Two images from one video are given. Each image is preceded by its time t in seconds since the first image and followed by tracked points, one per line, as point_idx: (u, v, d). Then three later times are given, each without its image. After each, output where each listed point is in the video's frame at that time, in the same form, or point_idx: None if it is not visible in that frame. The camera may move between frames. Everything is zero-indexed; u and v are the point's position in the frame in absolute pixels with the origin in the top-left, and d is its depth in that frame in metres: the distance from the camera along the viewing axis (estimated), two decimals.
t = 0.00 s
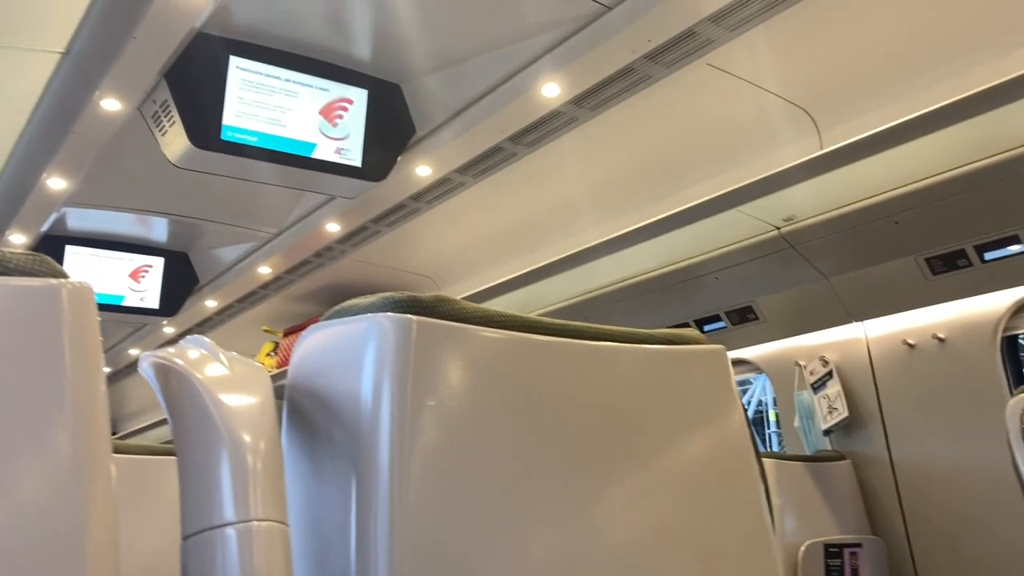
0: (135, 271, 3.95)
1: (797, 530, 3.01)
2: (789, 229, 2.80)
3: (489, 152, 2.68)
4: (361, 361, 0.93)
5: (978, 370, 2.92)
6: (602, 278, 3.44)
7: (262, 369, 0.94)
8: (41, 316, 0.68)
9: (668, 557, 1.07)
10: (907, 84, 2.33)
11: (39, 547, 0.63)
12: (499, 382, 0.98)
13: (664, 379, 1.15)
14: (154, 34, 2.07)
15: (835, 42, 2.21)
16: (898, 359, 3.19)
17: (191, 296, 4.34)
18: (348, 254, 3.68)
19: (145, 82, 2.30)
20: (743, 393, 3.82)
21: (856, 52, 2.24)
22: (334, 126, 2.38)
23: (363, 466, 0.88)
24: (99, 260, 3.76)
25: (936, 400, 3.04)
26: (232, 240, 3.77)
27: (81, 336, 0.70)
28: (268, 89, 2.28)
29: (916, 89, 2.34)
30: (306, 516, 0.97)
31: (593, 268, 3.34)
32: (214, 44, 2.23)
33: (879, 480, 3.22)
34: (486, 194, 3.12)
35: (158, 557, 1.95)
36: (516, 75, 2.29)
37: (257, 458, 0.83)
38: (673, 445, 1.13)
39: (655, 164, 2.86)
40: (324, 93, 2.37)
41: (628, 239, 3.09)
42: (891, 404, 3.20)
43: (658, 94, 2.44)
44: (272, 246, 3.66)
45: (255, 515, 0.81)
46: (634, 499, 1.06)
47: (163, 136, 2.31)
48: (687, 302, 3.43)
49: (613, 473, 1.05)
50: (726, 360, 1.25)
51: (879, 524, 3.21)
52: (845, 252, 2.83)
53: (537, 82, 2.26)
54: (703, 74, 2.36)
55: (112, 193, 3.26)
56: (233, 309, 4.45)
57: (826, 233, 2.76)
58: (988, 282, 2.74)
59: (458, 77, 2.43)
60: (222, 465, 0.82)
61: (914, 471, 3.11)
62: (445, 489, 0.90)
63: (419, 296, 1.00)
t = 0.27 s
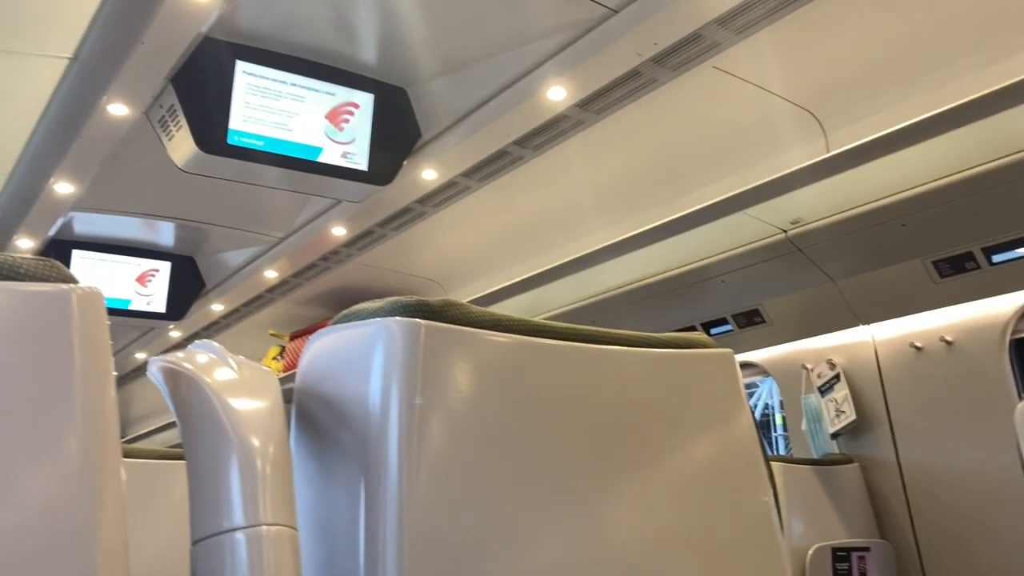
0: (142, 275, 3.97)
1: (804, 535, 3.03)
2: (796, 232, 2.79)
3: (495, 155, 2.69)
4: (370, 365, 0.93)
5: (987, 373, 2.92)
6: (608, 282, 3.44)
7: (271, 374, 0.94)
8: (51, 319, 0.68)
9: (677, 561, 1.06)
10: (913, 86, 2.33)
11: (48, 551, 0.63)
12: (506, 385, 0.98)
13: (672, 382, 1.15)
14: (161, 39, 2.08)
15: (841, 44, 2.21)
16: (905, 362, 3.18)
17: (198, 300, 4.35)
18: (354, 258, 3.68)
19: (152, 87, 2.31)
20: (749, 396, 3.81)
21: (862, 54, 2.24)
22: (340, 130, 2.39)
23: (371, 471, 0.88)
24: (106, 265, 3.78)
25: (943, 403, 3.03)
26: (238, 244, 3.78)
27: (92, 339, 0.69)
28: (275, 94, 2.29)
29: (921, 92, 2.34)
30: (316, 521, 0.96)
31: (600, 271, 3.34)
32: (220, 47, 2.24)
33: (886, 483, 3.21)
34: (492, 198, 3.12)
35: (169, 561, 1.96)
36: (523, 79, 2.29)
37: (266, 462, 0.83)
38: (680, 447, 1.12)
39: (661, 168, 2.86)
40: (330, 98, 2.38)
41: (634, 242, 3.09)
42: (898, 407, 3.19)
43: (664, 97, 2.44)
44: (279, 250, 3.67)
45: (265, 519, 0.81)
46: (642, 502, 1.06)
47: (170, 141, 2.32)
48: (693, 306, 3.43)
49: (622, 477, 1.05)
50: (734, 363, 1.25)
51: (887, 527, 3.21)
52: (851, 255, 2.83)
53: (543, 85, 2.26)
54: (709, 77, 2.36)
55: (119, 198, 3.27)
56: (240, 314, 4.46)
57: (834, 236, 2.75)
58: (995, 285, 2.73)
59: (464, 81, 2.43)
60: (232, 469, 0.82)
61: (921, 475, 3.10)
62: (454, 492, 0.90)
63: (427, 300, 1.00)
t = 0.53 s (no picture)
0: (147, 277, 3.98)
1: (809, 537, 3.04)
2: (801, 234, 2.79)
3: (499, 157, 2.69)
4: (375, 367, 0.93)
5: (992, 374, 2.91)
6: (612, 283, 3.44)
7: (277, 377, 0.94)
8: (57, 322, 0.68)
9: (683, 563, 1.06)
10: (918, 88, 2.32)
11: (54, 555, 0.62)
12: (512, 387, 0.98)
13: (678, 384, 1.15)
14: (165, 42, 2.09)
15: (845, 46, 2.21)
16: (910, 364, 3.17)
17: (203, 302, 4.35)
18: (358, 260, 3.69)
19: (157, 90, 2.31)
20: (754, 398, 3.80)
21: (867, 55, 2.24)
22: (345, 132, 2.40)
23: (377, 473, 0.88)
24: (111, 267, 3.79)
25: (948, 404, 3.02)
26: (242, 247, 3.79)
27: (98, 342, 0.69)
28: (279, 96, 2.29)
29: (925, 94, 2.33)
30: (321, 523, 0.96)
31: (604, 274, 3.34)
32: (224, 50, 2.24)
33: (891, 485, 3.21)
34: (497, 200, 3.13)
35: (177, 562, 1.97)
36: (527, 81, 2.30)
37: (272, 464, 0.83)
38: (686, 449, 1.12)
39: (665, 169, 2.86)
40: (334, 100, 2.38)
41: (638, 244, 3.09)
42: (903, 409, 3.18)
43: (668, 99, 2.44)
44: (283, 253, 3.67)
45: (271, 522, 0.81)
46: (648, 505, 1.06)
47: (175, 143, 2.32)
48: (697, 308, 3.43)
49: (627, 479, 1.05)
50: (740, 365, 1.25)
51: (892, 529, 3.20)
52: (856, 257, 2.82)
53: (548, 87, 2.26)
54: (713, 79, 2.36)
55: (124, 200, 3.27)
56: (245, 315, 4.47)
57: (838, 237, 2.75)
58: (1001, 287, 2.72)
59: (467, 83, 2.44)
60: (238, 472, 0.82)
61: (926, 476, 3.09)
62: (459, 494, 0.90)
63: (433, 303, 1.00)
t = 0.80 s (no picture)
0: (153, 280, 3.99)
1: (817, 540, 3.04)
2: (808, 235, 2.79)
3: (505, 159, 2.70)
4: (383, 370, 0.93)
5: (1001, 376, 2.90)
6: (618, 285, 3.43)
7: (286, 380, 0.94)
8: (66, 324, 0.67)
9: (692, 565, 1.06)
10: (925, 89, 2.32)
11: (64, 557, 0.62)
12: (520, 389, 0.98)
13: (687, 385, 1.15)
14: (173, 46, 2.09)
15: (852, 46, 2.20)
16: (918, 365, 3.16)
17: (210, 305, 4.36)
18: (364, 263, 3.70)
19: (164, 94, 2.32)
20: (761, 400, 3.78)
21: (874, 57, 2.23)
22: (351, 135, 2.40)
23: (385, 475, 0.88)
24: (119, 270, 3.79)
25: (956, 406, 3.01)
26: (249, 250, 3.80)
27: (107, 344, 0.69)
28: (285, 99, 2.30)
29: (932, 95, 2.33)
30: (330, 525, 0.96)
31: (610, 276, 3.34)
32: (231, 53, 2.25)
33: (899, 487, 3.19)
34: (503, 202, 3.13)
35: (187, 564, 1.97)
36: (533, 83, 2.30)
37: (281, 467, 0.84)
38: (694, 451, 1.12)
39: (671, 171, 2.85)
40: (340, 103, 2.38)
41: (645, 246, 3.08)
42: (910, 411, 3.17)
43: (674, 100, 2.44)
44: (290, 255, 3.68)
45: (279, 524, 0.81)
46: (657, 507, 1.05)
47: (182, 146, 2.33)
48: (704, 310, 3.42)
49: (637, 480, 1.05)
50: (748, 367, 1.25)
51: (900, 531, 3.19)
52: (863, 258, 2.81)
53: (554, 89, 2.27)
54: (719, 80, 2.36)
55: (131, 203, 3.28)
56: (251, 318, 4.47)
57: (845, 239, 2.74)
58: (1009, 288, 2.71)
59: (473, 85, 2.44)
60: (246, 474, 0.82)
61: (934, 479, 3.07)
62: (467, 496, 0.89)
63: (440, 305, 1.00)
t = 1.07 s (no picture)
0: (161, 283, 4.00)
1: (826, 541, 3.01)
2: (815, 236, 2.78)
3: (512, 161, 2.70)
4: (392, 371, 0.93)
5: (1011, 377, 2.89)
6: (625, 287, 3.43)
7: (295, 382, 0.94)
8: (76, 326, 0.68)
9: (702, 566, 1.06)
10: (932, 89, 2.31)
11: (74, 559, 0.62)
12: (529, 390, 0.98)
13: (695, 387, 1.14)
14: (180, 49, 2.10)
15: (859, 47, 2.20)
16: (927, 366, 3.15)
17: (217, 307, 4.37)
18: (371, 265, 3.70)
19: (172, 97, 2.33)
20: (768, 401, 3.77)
21: (881, 57, 2.23)
22: (358, 137, 2.40)
23: (394, 477, 0.88)
24: (126, 273, 3.81)
25: (965, 408, 3.00)
26: (256, 252, 3.81)
27: (116, 346, 0.69)
28: (293, 102, 2.30)
29: (940, 95, 2.32)
30: (339, 527, 0.96)
31: (617, 277, 3.34)
32: (238, 56, 2.26)
33: (908, 489, 3.18)
34: (510, 204, 3.13)
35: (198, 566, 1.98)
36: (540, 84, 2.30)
37: (290, 469, 0.84)
38: (703, 452, 1.12)
39: (678, 172, 2.85)
40: (347, 105, 2.39)
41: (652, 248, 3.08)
42: (919, 412, 3.16)
43: (682, 101, 2.43)
44: (297, 257, 3.69)
45: (288, 526, 0.81)
46: (666, 508, 1.05)
47: (189, 149, 2.34)
48: (712, 311, 3.42)
49: (646, 481, 1.04)
50: (757, 369, 1.24)
51: (909, 533, 3.18)
52: (871, 259, 2.81)
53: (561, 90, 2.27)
54: (726, 81, 2.36)
55: (139, 206, 3.29)
56: (259, 320, 4.48)
57: (853, 239, 2.73)
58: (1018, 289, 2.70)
59: (479, 87, 2.44)
60: (255, 476, 0.83)
61: (943, 480, 3.06)
62: (476, 498, 0.89)
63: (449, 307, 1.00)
